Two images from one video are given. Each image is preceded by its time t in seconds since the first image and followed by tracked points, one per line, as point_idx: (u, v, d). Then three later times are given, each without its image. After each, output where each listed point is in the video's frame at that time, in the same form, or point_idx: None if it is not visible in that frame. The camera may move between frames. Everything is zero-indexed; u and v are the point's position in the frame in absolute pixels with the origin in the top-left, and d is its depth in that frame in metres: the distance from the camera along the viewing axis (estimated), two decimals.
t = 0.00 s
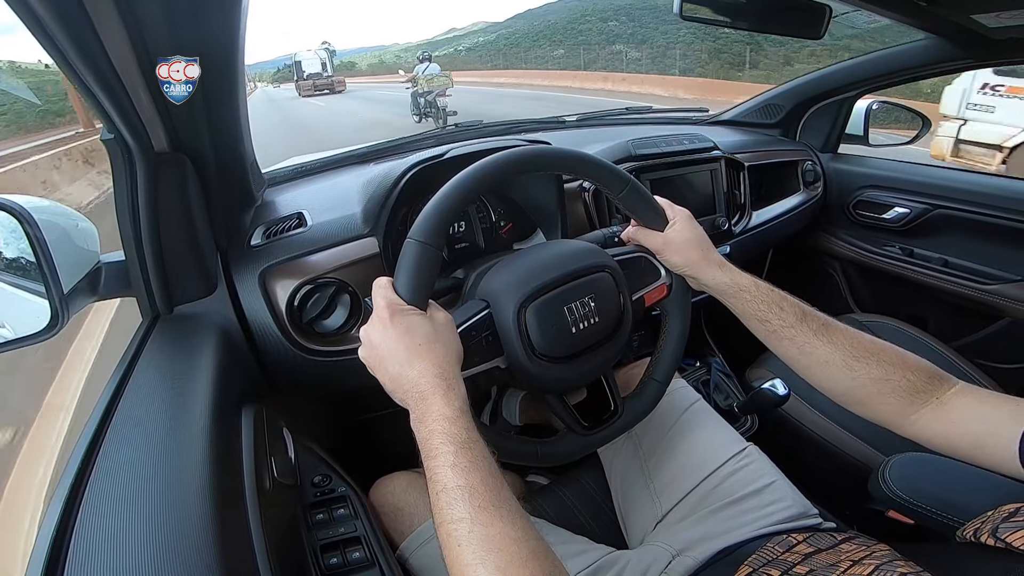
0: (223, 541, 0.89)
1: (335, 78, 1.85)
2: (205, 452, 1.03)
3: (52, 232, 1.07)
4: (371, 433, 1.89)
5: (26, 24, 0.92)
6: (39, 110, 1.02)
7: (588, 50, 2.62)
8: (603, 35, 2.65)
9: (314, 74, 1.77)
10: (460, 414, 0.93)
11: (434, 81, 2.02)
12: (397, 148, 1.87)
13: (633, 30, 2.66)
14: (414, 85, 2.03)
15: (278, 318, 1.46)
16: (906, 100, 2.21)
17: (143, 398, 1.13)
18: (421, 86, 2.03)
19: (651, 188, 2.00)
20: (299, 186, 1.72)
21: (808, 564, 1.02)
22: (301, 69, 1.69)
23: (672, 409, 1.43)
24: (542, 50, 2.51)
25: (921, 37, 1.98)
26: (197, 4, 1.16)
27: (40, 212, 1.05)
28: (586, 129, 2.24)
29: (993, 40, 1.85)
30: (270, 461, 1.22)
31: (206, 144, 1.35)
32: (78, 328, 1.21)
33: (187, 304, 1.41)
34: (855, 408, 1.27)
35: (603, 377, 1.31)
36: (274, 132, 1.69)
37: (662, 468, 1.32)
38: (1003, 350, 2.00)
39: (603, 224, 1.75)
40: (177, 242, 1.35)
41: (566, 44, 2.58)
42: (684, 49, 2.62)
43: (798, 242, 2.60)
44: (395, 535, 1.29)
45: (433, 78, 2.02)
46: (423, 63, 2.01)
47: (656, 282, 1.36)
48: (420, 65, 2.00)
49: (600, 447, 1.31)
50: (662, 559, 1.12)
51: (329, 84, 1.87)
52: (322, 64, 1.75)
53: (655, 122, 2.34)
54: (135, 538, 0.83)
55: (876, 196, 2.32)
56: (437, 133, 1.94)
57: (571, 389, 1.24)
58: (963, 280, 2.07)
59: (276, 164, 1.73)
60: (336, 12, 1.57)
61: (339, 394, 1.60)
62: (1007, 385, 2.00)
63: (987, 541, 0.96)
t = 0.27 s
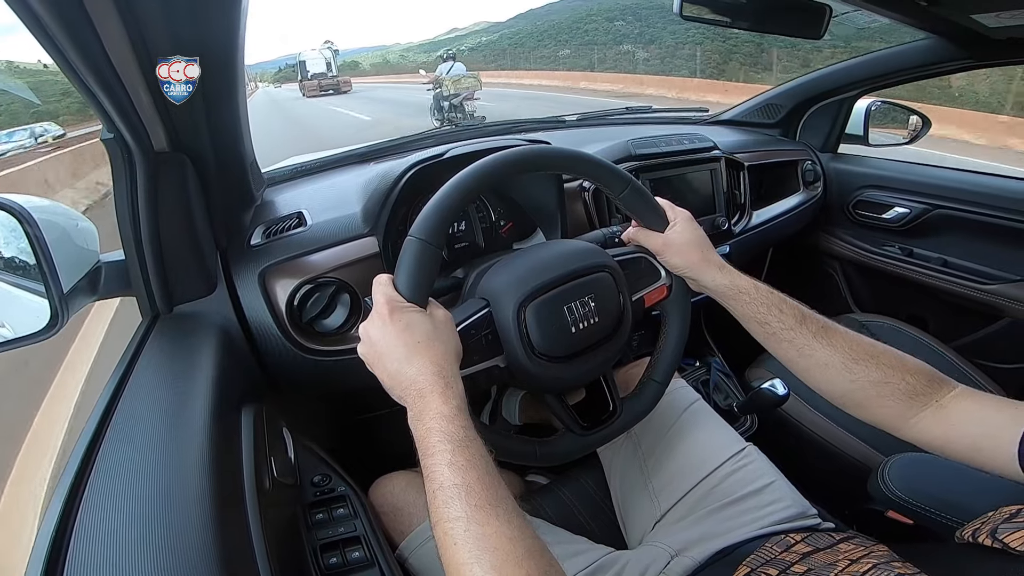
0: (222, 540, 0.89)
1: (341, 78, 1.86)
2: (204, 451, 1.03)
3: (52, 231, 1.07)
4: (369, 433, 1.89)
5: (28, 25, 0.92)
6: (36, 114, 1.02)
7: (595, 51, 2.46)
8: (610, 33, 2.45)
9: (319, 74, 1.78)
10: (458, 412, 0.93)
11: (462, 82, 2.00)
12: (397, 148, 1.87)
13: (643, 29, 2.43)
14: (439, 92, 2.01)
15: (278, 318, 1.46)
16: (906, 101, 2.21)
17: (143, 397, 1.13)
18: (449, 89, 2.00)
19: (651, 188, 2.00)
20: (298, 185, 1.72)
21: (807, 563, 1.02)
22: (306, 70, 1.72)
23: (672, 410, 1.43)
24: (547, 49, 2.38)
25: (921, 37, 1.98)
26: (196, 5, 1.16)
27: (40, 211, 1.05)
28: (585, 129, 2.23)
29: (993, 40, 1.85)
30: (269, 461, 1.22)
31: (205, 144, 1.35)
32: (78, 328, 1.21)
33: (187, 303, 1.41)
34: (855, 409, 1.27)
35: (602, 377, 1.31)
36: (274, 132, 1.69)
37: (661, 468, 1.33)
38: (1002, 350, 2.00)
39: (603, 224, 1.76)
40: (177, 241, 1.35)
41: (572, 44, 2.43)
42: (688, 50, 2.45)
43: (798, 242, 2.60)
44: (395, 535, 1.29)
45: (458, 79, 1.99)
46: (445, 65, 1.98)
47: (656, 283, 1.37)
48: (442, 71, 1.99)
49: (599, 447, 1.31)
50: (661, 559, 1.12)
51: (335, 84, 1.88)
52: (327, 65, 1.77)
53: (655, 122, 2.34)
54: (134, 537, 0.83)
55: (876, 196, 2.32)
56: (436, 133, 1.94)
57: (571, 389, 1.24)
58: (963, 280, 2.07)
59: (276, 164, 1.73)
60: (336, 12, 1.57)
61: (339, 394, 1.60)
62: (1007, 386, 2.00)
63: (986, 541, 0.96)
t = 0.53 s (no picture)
0: (226, 540, 0.89)
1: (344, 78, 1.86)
2: (207, 451, 1.04)
3: (55, 232, 1.07)
4: (371, 433, 1.89)
5: (28, 25, 0.93)
6: (37, 115, 1.02)
7: (602, 51, 2.45)
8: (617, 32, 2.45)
9: (322, 74, 1.79)
10: (461, 410, 0.93)
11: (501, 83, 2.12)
12: (399, 148, 1.87)
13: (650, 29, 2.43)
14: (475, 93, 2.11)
15: (280, 318, 1.46)
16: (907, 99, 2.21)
17: (146, 398, 1.14)
18: (484, 88, 2.09)
19: (653, 187, 2.00)
20: (300, 186, 1.72)
21: (809, 561, 1.02)
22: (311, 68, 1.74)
23: (674, 409, 1.43)
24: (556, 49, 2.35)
25: (922, 35, 1.98)
26: (196, 5, 1.16)
27: (43, 212, 1.06)
28: (586, 129, 2.23)
29: (994, 37, 1.85)
30: (272, 461, 1.22)
31: (207, 144, 1.35)
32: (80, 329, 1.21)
33: (190, 304, 1.42)
34: (858, 408, 1.27)
35: (604, 377, 1.31)
36: (276, 132, 1.69)
37: (664, 468, 1.32)
38: (1005, 349, 2.00)
39: (605, 224, 1.75)
40: (179, 242, 1.35)
41: (578, 44, 2.41)
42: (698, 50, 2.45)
43: (800, 241, 2.59)
44: (397, 535, 1.29)
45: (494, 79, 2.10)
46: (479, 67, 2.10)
47: (658, 283, 1.35)
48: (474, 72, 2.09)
49: (602, 446, 1.31)
50: (664, 559, 1.12)
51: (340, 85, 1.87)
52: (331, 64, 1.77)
53: (656, 121, 2.34)
54: (139, 538, 0.83)
55: (878, 195, 2.31)
56: (437, 132, 1.94)
57: (573, 388, 1.24)
58: (965, 279, 2.06)
59: (277, 164, 1.73)
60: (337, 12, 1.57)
61: (341, 394, 1.61)
62: (1010, 384, 2.00)
63: (991, 539, 0.95)
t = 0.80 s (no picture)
0: (226, 540, 0.89)
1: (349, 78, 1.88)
2: (208, 451, 1.04)
3: (56, 232, 1.08)
4: (371, 434, 1.89)
5: (29, 24, 0.93)
6: (32, 115, 1.02)
7: (610, 51, 2.40)
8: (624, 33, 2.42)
9: (326, 73, 1.79)
10: (461, 413, 0.93)
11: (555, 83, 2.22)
12: (400, 148, 1.88)
13: (658, 29, 2.42)
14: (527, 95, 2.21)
15: (281, 319, 1.46)
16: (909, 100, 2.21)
17: (147, 399, 1.14)
18: (541, 89, 2.20)
19: (654, 188, 2.00)
20: (302, 186, 1.72)
21: (809, 562, 1.02)
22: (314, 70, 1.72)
23: (675, 410, 1.43)
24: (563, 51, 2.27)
25: (924, 36, 1.98)
26: (197, 6, 1.16)
27: (44, 212, 1.06)
28: (588, 130, 2.23)
29: (996, 38, 1.85)
30: (273, 462, 1.22)
31: (208, 145, 1.35)
32: (81, 329, 1.21)
33: (191, 305, 1.42)
34: (859, 409, 1.27)
35: (604, 378, 1.31)
36: (278, 133, 1.69)
37: (664, 469, 1.32)
38: (1007, 350, 1.99)
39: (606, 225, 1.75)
40: (180, 242, 1.35)
41: (584, 43, 2.33)
42: (709, 50, 2.44)
43: (801, 242, 2.59)
44: (398, 536, 1.29)
45: (546, 79, 2.21)
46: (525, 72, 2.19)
47: (659, 283, 1.35)
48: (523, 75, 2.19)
49: (602, 447, 1.31)
50: (664, 560, 1.12)
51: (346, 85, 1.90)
52: (336, 64, 1.77)
53: (658, 122, 2.34)
54: (139, 539, 0.83)
55: (880, 196, 2.31)
56: (439, 133, 1.94)
57: (573, 389, 1.24)
58: (967, 280, 2.06)
59: (279, 165, 1.74)
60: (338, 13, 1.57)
61: (341, 395, 1.61)
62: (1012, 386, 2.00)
63: (993, 541, 0.95)
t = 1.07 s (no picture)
0: (227, 538, 0.89)
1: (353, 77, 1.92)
2: (209, 450, 1.04)
3: (57, 232, 1.08)
4: (371, 433, 1.89)
5: (31, 24, 0.93)
6: (36, 115, 1.02)
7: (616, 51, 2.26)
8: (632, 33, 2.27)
9: (330, 73, 1.83)
10: (461, 411, 0.93)
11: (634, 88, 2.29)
12: (401, 148, 1.87)
13: (666, 29, 2.27)
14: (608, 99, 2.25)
15: (282, 318, 1.46)
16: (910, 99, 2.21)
17: (148, 398, 1.14)
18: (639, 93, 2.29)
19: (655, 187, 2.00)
20: (303, 186, 1.72)
21: (809, 562, 1.02)
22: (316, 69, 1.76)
23: (675, 410, 1.43)
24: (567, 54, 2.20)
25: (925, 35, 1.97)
26: (197, 5, 1.16)
27: (45, 212, 1.06)
28: (588, 129, 2.22)
29: (997, 38, 1.85)
30: (273, 461, 1.22)
31: (209, 144, 1.35)
32: (82, 329, 1.21)
33: (191, 304, 1.42)
34: (860, 409, 1.27)
35: (605, 377, 1.31)
36: (279, 133, 1.70)
37: (665, 468, 1.32)
38: (1007, 349, 1.99)
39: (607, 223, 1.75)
40: (181, 242, 1.36)
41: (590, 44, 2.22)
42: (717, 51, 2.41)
43: (802, 241, 2.59)
44: (398, 535, 1.29)
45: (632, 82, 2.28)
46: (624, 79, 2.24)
47: (660, 282, 1.35)
48: (597, 78, 2.23)
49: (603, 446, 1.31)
50: (664, 559, 1.12)
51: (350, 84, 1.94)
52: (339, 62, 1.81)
53: (659, 121, 2.33)
54: (140, 537, 0.84)
55: (880, 195, 2.31)
56: (439, 132, 1.94)
57: (574, 388, 1.24)
58: (968, 279, 2.06)
59: (279, 164, 1.74)
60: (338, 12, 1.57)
61: (342, 394, 1.61)
62: (1012, 385, 2.00)
63: (991, 541, 0.95)
